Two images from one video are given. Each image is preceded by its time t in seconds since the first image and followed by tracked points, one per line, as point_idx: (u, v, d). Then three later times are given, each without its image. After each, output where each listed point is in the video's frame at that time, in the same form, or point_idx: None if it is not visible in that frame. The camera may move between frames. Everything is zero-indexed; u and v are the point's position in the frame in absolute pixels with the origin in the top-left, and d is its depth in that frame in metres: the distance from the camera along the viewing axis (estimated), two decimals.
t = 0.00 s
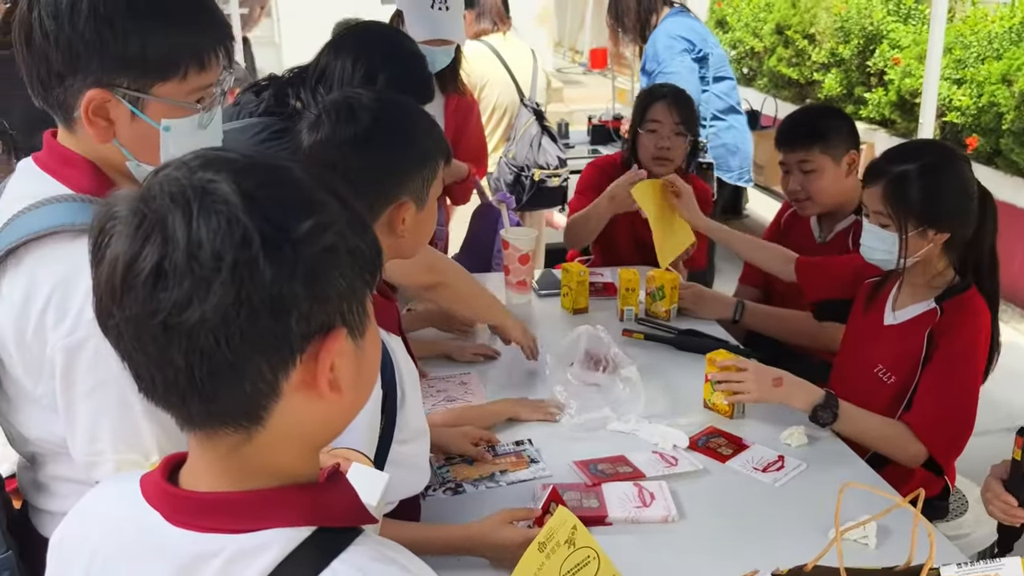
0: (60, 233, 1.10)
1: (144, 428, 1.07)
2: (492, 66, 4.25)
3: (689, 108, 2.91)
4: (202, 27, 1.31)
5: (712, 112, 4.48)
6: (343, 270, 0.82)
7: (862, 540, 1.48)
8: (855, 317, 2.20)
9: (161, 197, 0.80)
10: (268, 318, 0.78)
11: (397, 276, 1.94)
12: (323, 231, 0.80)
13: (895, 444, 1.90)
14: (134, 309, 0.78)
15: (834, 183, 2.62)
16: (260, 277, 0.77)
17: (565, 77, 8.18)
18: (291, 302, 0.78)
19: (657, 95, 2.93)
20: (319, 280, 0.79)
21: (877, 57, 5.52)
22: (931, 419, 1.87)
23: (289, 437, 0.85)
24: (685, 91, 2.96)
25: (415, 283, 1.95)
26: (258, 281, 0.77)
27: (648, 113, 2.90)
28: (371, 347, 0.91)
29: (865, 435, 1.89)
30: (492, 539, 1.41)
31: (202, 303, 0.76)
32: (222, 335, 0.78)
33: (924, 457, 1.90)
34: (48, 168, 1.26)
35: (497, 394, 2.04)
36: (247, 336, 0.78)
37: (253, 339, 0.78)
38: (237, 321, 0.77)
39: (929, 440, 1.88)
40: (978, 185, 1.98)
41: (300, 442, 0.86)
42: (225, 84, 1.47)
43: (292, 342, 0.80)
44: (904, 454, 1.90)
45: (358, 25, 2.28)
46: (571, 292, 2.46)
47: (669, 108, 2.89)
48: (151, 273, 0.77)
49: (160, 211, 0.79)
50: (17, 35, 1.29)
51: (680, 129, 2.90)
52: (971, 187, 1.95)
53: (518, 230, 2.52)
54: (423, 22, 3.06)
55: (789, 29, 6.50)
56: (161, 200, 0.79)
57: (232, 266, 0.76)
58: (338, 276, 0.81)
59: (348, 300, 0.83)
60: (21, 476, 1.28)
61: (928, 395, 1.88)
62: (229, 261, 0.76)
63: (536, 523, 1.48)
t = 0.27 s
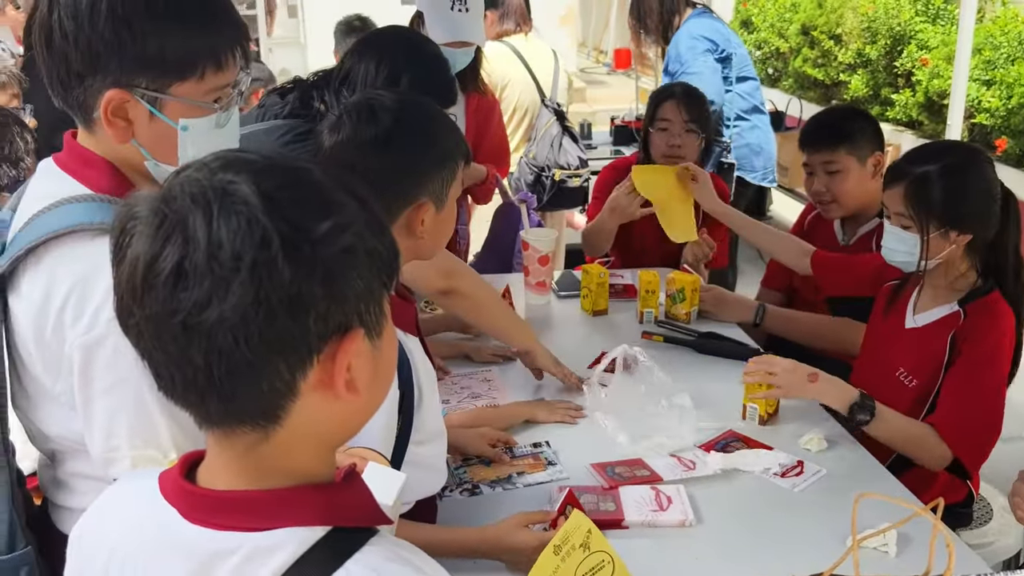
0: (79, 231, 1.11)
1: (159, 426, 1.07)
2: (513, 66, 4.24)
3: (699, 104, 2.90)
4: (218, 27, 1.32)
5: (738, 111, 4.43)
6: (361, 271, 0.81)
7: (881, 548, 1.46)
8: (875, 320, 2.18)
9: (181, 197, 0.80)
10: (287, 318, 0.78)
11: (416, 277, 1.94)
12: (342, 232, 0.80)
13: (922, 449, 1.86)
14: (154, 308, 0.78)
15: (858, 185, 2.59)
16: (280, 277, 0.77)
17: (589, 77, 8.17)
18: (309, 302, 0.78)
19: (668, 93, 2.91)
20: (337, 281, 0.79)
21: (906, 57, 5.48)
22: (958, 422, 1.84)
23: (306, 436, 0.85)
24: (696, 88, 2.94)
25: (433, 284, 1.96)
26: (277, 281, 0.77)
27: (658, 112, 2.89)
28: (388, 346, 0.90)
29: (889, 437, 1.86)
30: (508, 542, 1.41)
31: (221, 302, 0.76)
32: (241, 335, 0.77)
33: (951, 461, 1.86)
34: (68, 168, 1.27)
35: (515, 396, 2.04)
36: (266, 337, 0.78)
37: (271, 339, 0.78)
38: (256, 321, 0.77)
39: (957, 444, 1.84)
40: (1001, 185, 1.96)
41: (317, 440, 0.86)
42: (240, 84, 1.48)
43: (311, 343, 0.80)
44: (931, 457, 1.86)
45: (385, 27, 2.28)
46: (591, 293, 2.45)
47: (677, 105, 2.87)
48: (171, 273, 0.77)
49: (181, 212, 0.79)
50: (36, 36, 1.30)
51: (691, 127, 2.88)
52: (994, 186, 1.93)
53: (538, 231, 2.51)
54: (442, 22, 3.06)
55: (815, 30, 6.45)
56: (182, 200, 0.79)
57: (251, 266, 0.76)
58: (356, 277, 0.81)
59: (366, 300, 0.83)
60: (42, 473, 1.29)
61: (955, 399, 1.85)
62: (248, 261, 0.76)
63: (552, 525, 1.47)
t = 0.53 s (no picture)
0: (100, 227, 1.12)
1: (173, 420, 1.08)
2: (538, 66, 4.21)
3: (716, 104, 2.84)
4: (235, 25, 1.33)
5: (762, 112, 4.39)
6: (376, 271, 0.81)
7: (902, 556, 1.45)
8: (897, 325, 2.15)
9: (197, 196, 0.80)
10: (301, 318, 0.78)
11: (435, 278, 1.94)
12: (356, 233, 0.80)
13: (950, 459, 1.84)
14: (169, 307, 0.78)
15: (884, 188, 2.56)
16: (294, 277, 0.77)
17: (615, 77, 8.14)
18: (323, 302, 0.78)
19: (684, 93, 2.87)
20: (351, 282, 0.79)
21: (936, 59, 5.41)
22: (989, 433, 1.82)
23: (319, 434, 0.85)
24: (715, 88, 2.87)
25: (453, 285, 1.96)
26: (291, 282, 0.77)
27: (674, 113, 2.86)
28: (402, 347, 0.90)
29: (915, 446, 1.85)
30: (523, 545, 1.40)
31: (236, 301, 0.77)
32: (255, 333, 0.78)
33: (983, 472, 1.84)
34: (90, 165, 1.28)
35: (533, 397, 2.03)
36: (280, 335, 0.78)
37: (285, 338, 0.78)
38: (270, 321, 0.77)
39: (987, 454, 1.82)
40: None
41: (330, 439, 0.85)
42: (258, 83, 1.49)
43: (324, 343, 0.80)
44: (960, 468, 1.84)
45: (407, 27, 2.28)
46: (612, 295, 2.44)
47: (692, 104, 2.83)
48: (186, 272, 0.78)
49: (197, 211, 0.79)
50: (59, 36, 1.31)
51: (708, 127, 2.85)
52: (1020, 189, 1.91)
53: (558, 232, 2.54)
54: (464, 23, 3.07)
55: (844, 31, 6.39)
56: (198, 200, 0.80)
57: (265, 266, 0.76)
58: (371, 277, 0.81)
59: (381, 302, 0.83)
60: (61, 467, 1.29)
61: (985, 409, 1.83)
62: (263, 261, 0.76)
63: (567, 528, 1.47)
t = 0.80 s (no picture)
0: (128, 218, 1.13)
1: (190, 416, 1.09)
2: (576, 66, 4.20)
3: (742, 112, 2.74)
4: (261, 21, 1.34)
5: (795, 116, 4.33)
6: (388, 274, 0.82)
7: (928, 567, 1.43)
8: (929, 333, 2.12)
9: (214, 198, 0.81)
10: (313, 319, 0.78)
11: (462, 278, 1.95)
12: (369, 235, 0.80)
13: (963, 462, 1.82)
14: (183, 307, 0.79)
15: (913, 194, 2.54)
16: (305, 279, 0.77)
17: (648, 79, 8.10)
18: (335, 304, 0.78)
19: (711, 100, 2.79)
20: (362, 284, 0.80)
21: (975, 61, 5.33)
22: (1002, 436, 1.79)
23: (334, 435, 0.85)
24: (742, 94, 2.79)
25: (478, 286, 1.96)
26: (302, 283, 0.77)
27: (699, 122, 2.78)
28: (416, 351, 0.90)
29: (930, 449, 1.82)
30: (543, 548, 1.40)
31: (249, 301, 0.77)
32: (267, 334, 0.78)
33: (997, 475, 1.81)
34: (122, 161, 1.30)
35: (559, 398, 2.03)
36: (292, 336, 0.78)
37: (297, 339, 0.79)
38: (281, 322, 0.78)
39: (1001, 459, 1.79)
40: None
41: (346, 440, 0.86)
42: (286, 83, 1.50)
43: (336, 346, 0.80)
44: (971, 471, 1.82)
45: (439, 29, 2.30)
46: (639, 298, 2.43)
47: (717, 113, 2.75)
48: (201, 272, 0.79)
49: (213, 212, 0.80)
50: (94, 33, 1.34)
51: (733, 138, 2.74)
52: None
53: (588, 235, 2.56)
54: (496, 23, 3.04)
55: (881, 33, 6.32)
56: (214, 201, 0.81)
57: (278, 267, 0.77)
58: (383, 280, 0.81)
59: (393, 304, 0.83)
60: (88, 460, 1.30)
61: (1004, 413, 1.79)
62: (274, 263, 0.77)
63: (588, 530, 1.47)
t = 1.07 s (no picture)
0: (162, 208, 1.13)
1: (209, 410, 1.09)
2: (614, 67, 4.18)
3: (767, 119, 2.70)
4: (291, 17, 1.36)
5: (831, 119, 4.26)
6: (400, 280, 0.82)
7: None
8: (962, 345, 2.09)
9: (231, 198, 0.82)
10: (322, 323, 0.79)
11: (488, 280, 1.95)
12: (379, 242, 0.80)
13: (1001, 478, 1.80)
14: (194, 306, 0.81)
15: (949, 201, 2.49)
16: (312, 283, 0.78)
17: (683, 81, 8.04)
18: (344, 308, 0.79)
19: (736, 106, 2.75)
20: (371, 289, 0.80)
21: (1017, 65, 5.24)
22: None
23: (346, 436, 0.86)
24: (768, 100, 2.74)
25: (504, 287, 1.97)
26: (310, 287, 0.78)
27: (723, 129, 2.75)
28: (432, 354, 0.90)
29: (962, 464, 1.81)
30: (564, 551, 1.40)
31: (259, 304, 0.78)
32: (277, 337, 0.79)
33: None
34: (160, 157, 1.31)
35: (586, 402, 2.03)
36: (301, 339, 0.79)
37: (306, 342, 0.79)
38: (290, 324, 0.79)
39: None
40: None
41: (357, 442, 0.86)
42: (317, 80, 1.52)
43: (345, 349, 0.80)
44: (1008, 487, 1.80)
45: (468, 31, 2.30)
46: (667, 301, 2.41)
47: (741, 121, 2.71)
48: (214, 273, 0.80)
49: (229, 214, 0.81)
50: (132, 30, 1.37)
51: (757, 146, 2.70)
52: None
53: (616, 238, 2.54)
54: (533, 25, 3.05)
55: (920, 35, 6.23)
56: (230, 202, 0.82)
57: (287, 271, 0.78)
58: (395, 286, 0.81)
59: (405, 309, 0.83)
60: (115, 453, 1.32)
61: None
62: (283, 266, 0.78)
63: (610, 534, 1.45)
